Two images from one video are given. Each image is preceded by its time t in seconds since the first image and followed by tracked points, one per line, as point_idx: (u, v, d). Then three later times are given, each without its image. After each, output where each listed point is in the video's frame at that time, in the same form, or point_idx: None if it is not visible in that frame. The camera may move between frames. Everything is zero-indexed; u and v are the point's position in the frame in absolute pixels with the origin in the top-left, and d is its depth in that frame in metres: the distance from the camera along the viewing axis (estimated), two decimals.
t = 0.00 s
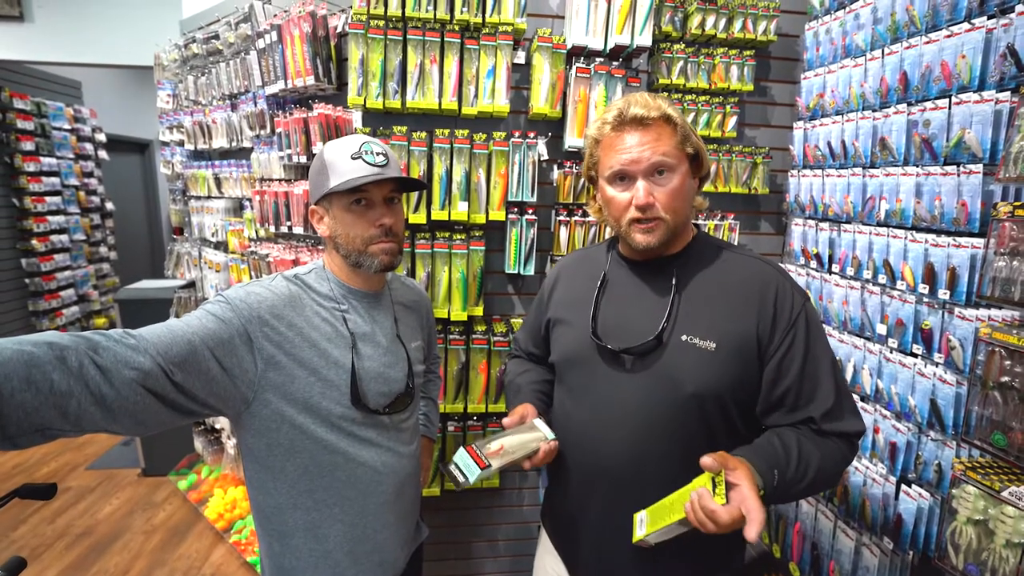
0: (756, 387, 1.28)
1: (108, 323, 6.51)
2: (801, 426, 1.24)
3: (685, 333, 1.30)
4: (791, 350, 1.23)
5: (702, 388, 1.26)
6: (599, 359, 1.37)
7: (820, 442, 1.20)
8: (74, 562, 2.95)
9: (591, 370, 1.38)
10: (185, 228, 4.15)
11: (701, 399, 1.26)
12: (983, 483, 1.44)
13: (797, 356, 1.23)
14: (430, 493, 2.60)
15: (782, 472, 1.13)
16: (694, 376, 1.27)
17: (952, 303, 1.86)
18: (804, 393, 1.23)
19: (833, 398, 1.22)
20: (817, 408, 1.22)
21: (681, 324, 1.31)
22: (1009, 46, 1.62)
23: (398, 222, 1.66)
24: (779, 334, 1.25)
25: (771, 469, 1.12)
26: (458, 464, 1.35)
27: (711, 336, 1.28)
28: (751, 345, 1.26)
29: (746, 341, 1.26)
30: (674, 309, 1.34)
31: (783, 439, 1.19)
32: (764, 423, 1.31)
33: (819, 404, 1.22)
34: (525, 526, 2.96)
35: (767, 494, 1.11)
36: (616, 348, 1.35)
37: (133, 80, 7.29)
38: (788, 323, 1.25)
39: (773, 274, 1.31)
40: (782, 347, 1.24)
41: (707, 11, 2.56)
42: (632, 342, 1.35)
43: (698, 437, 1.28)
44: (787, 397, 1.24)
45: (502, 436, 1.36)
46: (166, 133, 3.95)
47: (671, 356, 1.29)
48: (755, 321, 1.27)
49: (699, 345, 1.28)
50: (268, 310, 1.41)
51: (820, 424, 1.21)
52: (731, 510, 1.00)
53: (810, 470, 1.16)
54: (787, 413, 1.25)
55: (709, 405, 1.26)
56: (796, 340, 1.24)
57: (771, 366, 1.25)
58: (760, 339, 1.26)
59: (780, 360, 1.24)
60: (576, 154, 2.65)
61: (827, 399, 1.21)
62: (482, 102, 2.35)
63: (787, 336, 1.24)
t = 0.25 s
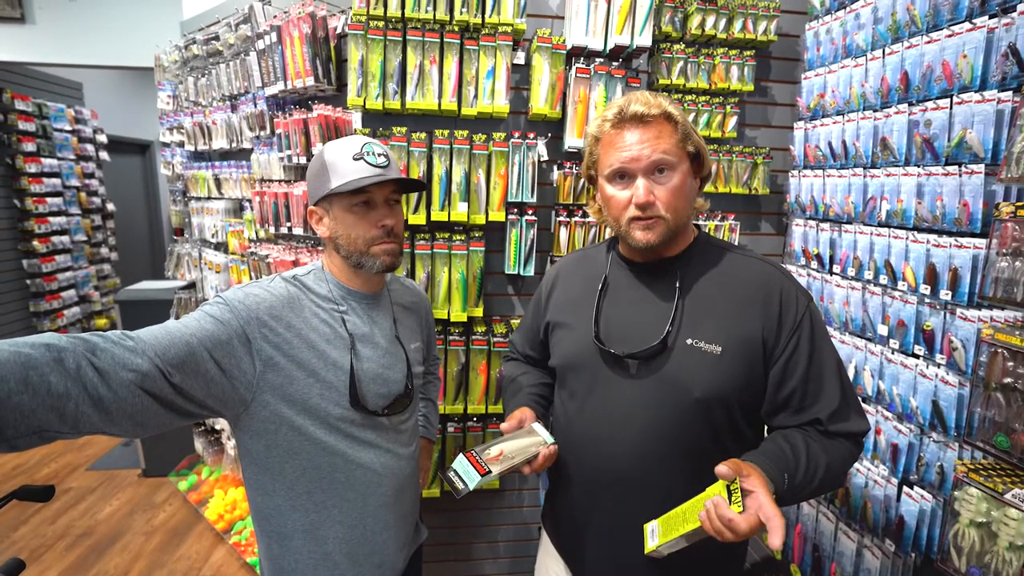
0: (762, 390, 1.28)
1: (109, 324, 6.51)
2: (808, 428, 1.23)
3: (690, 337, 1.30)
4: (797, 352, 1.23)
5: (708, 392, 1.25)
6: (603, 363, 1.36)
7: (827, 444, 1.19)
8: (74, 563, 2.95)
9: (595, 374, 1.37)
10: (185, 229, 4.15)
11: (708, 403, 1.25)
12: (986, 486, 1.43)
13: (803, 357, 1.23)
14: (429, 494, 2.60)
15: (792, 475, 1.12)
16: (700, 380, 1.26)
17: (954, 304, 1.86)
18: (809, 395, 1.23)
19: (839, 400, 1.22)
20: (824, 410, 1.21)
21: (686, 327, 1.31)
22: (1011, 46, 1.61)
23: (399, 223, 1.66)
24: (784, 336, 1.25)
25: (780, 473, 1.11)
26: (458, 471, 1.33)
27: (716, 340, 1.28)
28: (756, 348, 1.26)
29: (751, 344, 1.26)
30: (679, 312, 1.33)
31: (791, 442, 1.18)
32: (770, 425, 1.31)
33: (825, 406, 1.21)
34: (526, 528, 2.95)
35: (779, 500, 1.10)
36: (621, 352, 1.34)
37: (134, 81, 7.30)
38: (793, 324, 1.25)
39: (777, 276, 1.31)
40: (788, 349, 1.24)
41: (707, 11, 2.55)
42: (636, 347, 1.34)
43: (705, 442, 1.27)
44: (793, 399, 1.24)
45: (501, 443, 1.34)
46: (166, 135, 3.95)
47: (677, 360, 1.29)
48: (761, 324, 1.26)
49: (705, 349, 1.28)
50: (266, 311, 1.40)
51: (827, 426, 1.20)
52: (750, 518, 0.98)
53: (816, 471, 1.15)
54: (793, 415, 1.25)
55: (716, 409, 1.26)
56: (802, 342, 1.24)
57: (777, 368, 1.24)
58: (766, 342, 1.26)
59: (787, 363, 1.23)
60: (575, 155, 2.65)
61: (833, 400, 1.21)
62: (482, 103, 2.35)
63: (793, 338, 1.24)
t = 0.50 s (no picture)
0: (764, 390, 1.27)
1: (108, 324, 6.50)
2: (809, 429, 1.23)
3: (692, 338, 1.29)
4: (799, 353, 1.23)
5: (710, 393, 1.25)
6: (604, 364, 1.35)
7: (829, 445, 1.19)
8: (74, 563, 2.95)
9: (596, 375, 1.36)
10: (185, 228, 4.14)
11: (710, 404, 1.25)
12: (987, 485, 1.41)
13: (805, 358, 1.22)
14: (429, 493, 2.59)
15: (792, 475, 1.12)
16: (702, 381, 1.25)
17: (956, 303, 1.85)
18: (811, 396, 1.22)
19: (840, 401, 1.21)
20: (825, 410, 1.21)
21: (688, 327, 1.30)
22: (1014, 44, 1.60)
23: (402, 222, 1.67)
24: (787, 337, 1.24)
25: (781, 473, 1.10)
26: (459, 468, 1.33)
27: (719, 340, 1.27)
28: (758, 348, 1.25)
29: (753, 344, 1.25)
30: (681, 312, 1.32)
31: (791, 442, 1.18)
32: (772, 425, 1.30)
33: (827, 407, 1.21)
34: (526, 527, 2.95)
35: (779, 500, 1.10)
36: (622, 353, 1.33)
37: (133, 81, 7.29)
38: (796, 324, 1.24)
39: (779, 275, 1.30)
40: (791, 349, 1.23)
41: (708, 9, 2.54)
42: (637, 347, 1.34)
43: (708, 443, 1.26)
44: (794, 400, 1.23)
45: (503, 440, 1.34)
46: (165, 134, 3.94)
47: (679, 361, 1.28)
48: (763, 324, 1.26)
49: (707, 349, 1.27)
50: (264, 311, 1.39)
51: (829, 427, 1.20)
52: (750, 516, 0.98)
53: (816, 472, 1.15)
54: (794, 415, 1.24)
55: (718, 410, 1.25)
56: (804, 342, 1.23)
57: (779, 369, 1.24)
58: (768, 342, 1.25)
59: (789, 363, 1.23)
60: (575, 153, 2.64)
61: (834, 401, 1.20)
62: (482, 101, 2.34)
63: (795, 338, 1.23)
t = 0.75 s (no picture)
0: (762, 392, 1.27)
1: (107, 323, 6.49)
2: (801, 433, 1.22)
3: (690, 338, 1.28)
4: (798, 355, 1.22)
5: (709, 393, 1.24)
6: (602, 363, 1.35)
7: (818, 452, 1.18)
8: (72, 563, 2.94)
9: (594, 375, 1.35)
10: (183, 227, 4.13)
11: (709, 405, 1.24)
12: (988, 486, 1.41)
13: (804, 360, 1.21)
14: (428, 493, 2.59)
15: (769, 477, 1.13)
16: (701, 381, 1.25)
17: (957, 303, 1.84)
18: (807, 399, 1.21)
19: (836, 405, 1.20)
20: (819, 415, 1.20)
21: (687, 328, 1.29)
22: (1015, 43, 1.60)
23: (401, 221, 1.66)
24: (785, 338, 1.23)
25: (756, 474, 1.12)
26: (459, 467, 1.32)
27: (717, 341, 1.26)
28: (757, 349, 1.24)
29: (752, 345, 1.24)
30: (680, 313, 1.32)
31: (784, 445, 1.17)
32: (769, 427, 1.29)
33: (821, 411, 1.20)
34: (525, 527, 2.95)
35: (751, 503, 1.10)
36: (620, 352, 1.33)
37: (132, 79, 7.27)
38: (795, 326, 1.23)
39: (780, 276, 1.29)
40: (789, 351, 1.22)
41: (708, 8, 2.53)
42: (636, 347, 1.33)
43: (706, 444, 1.26)
44: (790, 403, 1.23)
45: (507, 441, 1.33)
46: (163, 132, 3.93)
47: (677, 361, 1.27)
48: (762, 325, 1.25)
49: (705, 350, 1.26)
50: (262, 310, 1.39)
51: (820, 433, 1.19)
52: (692, 489, 1.03)
53: (811, 475, 1.15)
54: (790, 418, 1.23)
55: (716, 410, 1.25)
56: (802, 344, 1.22)
57: (776, 370, 1.23)
58: (767, 343, 1.25)
59: (787, 365, 1.22)
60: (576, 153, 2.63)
61: (830, 405, 1.19)
62: (481, 100, 2.33)
63: (794, 340, 1.22)
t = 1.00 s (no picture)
0: (752, 391, 1.25)
1: (107, 323, 6.48)
2: (779, 434, 1.21)
3: (685, 335, 1.27)
4: (788, 356, 1.20)
5: (703, 391, 1.23)
6: (598, 360, 1.34)
7: (790, 454, 1.17)
8: (71, 564, 2.93)
9: (591, 372, 1.35)
10: (183, 228, 4.12)
11: (706, 404, 1.24)
12: (992, 490, 1.41)
13: (795, 360, 1.19)
14: (428, 495, 2.58)
15: (724, 467, 1.14)
16: (694, 379, 1.24)
17: (959, 305, 1.83)
18: (793, 400, 1.19)
19: (821, 408, 1.18)
20: (799, 418, 1.18)
21: (683, 325, 1.29)
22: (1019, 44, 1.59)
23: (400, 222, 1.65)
24: (778, 338, 1.22)
25: (710, 464, 1.14)
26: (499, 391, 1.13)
27: (711, 338, 1.25)
28: (751, 347, 1.23)
29: (746, 343, 1.23)
30: (676, 310, 1.31)
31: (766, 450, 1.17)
32: (757, 429, 1.27)
33: (803, 413, 1.18)
34: (526, 529, 2.93)
35: (704, 489, 1.11)
36: (614, 347, 1.32)
37: (132, 79, 7.28)
38: (788, 326, 1.22)
39: (778, 276, 1.28)
40: (780, 351, 1.21)
41: (709, 8, 2.52)
42: (631, 342, 1.32)
43: (699, 442, 1.25)
44: (777, 403, 1.21)
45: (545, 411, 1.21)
46: (163, 133, 3.93)
47: (671, 358, 1.26)
48: (757, 323, 1.24)
49: (699, 347, 1.25)
50: (261, 312, 1.38)
51: (795, 434, 1.18)
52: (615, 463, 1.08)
53: (801, 475, 1.16)
54: (773, 419, 1.22)
55: (711, 409, 1.24)
56: (794, 344, 1.20)
57: (767, 370, 1.22)
58: (760, 341, 1.23)
59: (776, 365, 1.21)
60: (576, 153, 2.62)
61: (813, 408, 1.17)
62: (482, 101, 2.32)
63: (787, 339, 1.21)
